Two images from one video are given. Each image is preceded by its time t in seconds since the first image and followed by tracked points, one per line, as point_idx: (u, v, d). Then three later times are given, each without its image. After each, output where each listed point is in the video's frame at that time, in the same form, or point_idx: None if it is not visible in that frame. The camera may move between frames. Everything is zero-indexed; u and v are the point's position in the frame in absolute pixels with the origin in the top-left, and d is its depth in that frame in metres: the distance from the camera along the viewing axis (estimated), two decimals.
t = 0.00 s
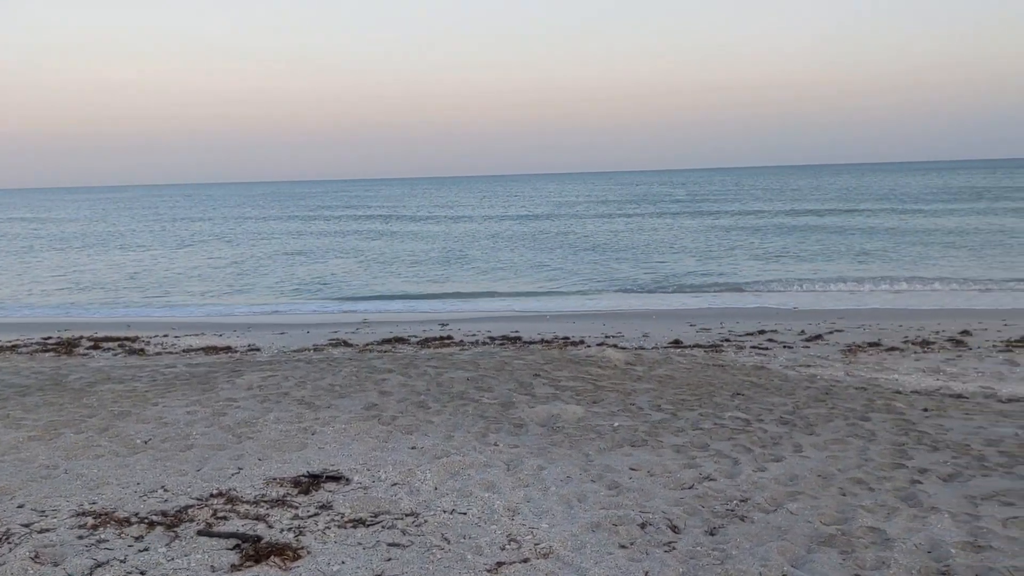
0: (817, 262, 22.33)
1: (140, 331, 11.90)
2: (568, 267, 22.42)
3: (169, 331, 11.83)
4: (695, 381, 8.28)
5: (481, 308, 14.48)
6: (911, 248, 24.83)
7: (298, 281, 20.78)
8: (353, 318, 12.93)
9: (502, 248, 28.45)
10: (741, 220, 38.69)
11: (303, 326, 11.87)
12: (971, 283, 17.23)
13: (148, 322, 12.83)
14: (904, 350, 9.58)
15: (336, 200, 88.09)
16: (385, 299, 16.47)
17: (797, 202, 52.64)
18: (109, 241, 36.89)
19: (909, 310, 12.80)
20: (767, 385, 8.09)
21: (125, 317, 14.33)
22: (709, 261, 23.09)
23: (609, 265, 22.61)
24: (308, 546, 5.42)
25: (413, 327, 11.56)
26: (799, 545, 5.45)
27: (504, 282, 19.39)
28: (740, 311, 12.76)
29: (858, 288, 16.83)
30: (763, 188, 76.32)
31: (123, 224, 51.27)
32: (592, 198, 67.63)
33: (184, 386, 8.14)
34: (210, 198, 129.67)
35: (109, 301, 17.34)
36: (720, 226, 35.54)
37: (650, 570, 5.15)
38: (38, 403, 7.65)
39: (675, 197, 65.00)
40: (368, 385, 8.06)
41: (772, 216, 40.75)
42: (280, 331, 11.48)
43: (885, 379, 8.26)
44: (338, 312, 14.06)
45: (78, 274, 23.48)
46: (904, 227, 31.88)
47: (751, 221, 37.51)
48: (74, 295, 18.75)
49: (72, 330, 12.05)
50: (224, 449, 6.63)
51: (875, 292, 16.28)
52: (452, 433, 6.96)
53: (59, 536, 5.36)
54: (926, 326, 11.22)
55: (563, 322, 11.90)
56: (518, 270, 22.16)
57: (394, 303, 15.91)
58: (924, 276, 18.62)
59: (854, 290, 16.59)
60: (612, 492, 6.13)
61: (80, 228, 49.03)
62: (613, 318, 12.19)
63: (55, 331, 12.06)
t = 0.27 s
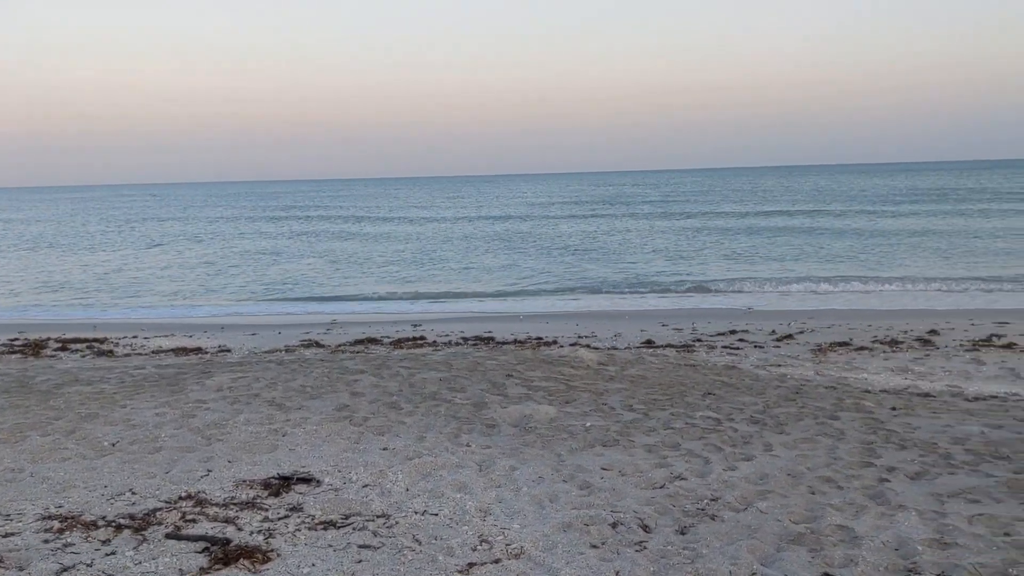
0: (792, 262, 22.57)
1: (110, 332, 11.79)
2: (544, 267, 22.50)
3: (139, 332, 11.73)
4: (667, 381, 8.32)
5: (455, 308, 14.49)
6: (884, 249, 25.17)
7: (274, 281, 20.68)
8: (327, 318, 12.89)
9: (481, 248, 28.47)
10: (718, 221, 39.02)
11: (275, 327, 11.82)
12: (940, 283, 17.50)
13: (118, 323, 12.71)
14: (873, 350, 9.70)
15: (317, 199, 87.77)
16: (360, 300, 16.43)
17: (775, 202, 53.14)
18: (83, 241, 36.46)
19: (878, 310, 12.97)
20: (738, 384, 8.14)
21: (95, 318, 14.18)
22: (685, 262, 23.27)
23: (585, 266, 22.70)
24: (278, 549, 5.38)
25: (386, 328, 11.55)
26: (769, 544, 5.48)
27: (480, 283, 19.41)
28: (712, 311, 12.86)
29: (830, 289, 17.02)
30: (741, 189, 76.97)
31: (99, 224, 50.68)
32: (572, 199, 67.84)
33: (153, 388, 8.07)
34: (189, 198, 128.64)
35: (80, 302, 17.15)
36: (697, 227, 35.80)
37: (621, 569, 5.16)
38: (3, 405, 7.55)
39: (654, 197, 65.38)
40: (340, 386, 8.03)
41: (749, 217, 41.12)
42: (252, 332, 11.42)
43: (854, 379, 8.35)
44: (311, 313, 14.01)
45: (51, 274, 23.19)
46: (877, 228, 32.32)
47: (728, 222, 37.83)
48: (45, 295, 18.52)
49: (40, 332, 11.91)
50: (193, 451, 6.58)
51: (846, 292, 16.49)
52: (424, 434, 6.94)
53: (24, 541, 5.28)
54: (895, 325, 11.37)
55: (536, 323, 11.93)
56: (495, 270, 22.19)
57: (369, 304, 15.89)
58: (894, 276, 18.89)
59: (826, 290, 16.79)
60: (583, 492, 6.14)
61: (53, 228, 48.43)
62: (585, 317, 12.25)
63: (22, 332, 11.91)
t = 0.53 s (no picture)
0: (766, 262, 22.76)
1: (77, 332, 11.65)
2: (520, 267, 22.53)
3: (107, 333, 11.60)
4: (638, 380, 8.35)
5: (428, 308, 14.48)
6: (857, 249, 25.48)
7: (248, 281, 20.52)
8: (298, 318, 12.82)
9: (459, 248, 28.44)
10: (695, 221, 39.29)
11: (246, 327, 11.75)
12: (910, 283, 17.75)
13: (86, 323, 12.56)
14: (841, 348, 9.80)
15: (297, 199, 87.29)
16: (334, 300, 16.36)
17: (752, 202, 53.58)
18: (55, 241, 35.96)
19: (847, 309, 13.12)
20: (709, 383, 8.18)
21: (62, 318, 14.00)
22: (660, 262, 23.39)
23: (562, 266, 22.76)
24: (246, 551, 5.33)
25: (358, 328, 11.52)
26: (738, 542, 5.51)
27: (456, 283, 19.40)
28: (684, 311, 12.94)
29: (802, 288, 17.21)
30: (720, 189, 77.53)
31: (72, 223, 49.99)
32: (553, 198, 67.96)
33: (120, 389, 7.98)
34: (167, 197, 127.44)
35: (50, 302, 16.91)
36: (674, 227, 36.02)
37: (591, 568, 5.16)
38: None
39: (634, 197, 65.67)
40: (310, 386, 7.99)
41: (725, 217, 41.43)
42: (222, 333, 11.34)
43: (822, 377, 8.43)
44: (283, 313, 13.92)
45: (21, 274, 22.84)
46: (850, 228, 32.71)
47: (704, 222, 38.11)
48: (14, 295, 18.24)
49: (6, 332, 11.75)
50: (161, 453, 6.51)
51: (818, 291, 16.66)
52: (395, 434, 6.92)
53: None
54: (864, 324, 11.50)
55: (508, 322, 11.94)
56: (471, 270, 22.19)
57: (342, 304, 15.83)
58: (865, 276, 19.13)
59: (797, 290, 16.96)
60: (554, 492, 6.14)
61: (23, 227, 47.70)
62: (558, 317, 12.28)
63: None
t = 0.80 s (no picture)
0: (740, 263, 22.95)
1: (45, 333, 11.51)
2: (498, 267, 22.57)
3: (76, 334, 11.48)
4: (610, 380, 8.38)
5: (402, 308, 14.46)
6: (832, 249, 25.79)
7: (223, 282, 20.37)
8: (270, 318, 12.76)
9: (438, 249, 28.42)
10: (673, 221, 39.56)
11: (217, 327, 11.68)
12: (881, 283, 18.00)
13: (53, 323, 12.41)
14: (811, 348, 9.90)
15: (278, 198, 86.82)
16: (309, 300, 16.30)
17: (731, 203, 54.01)
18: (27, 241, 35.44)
19: (818, 308, 13.27)
20: (680, 382, 8.23)
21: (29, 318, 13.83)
22: (634, 262, 23.51)
23: (539, 266, 22.82)
24: (214, 553, 5.28)
25: (330, 328, 11.49)
26: (707, 541, 5.53)
27: (433, 283, 19.40)
28: (657, 310, 13.02)
29: (775, 288, 17.38)
30: (699, 189, 78.11)
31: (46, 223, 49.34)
32: (534, 198, 68.09)
33: (88, 390, 7.90)
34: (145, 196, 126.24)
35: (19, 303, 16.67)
36: (653, 227, 36.23)
37: (561, 568, 5.17)
38: None
39: (615, 198, 65.95)
40: (280, 387, 7.95)
41: (703, 217, 41.74)
42: (192, 334, 11.27)
43: (792, 377, 8.51)
44: (256, 314, 13.85)
45: None
46: (826, 229, 33.10)
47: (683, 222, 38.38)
48: None
49: None
50: (128, 455, 6.45)
51: (789, 292, 16.82)
52: (366, 435, 6.89)
53: None
54: (834, 323, 11.63)
55: (482, 322, 11.96)
56: (448, 270, 22.19)
57: (316, 304, 15.78)
58: (838, 276, 19.37)
59: (771, 289, 17.14)
60: (525, 492, 6.14)
61: None
62: (531, 317, 12.32)
63: None
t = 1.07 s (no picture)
0: (714, 263, 23.14)
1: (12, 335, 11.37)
2: (474, 268, 22.60)
3: (44, 335, 11.36)
4: (583, 380, 8.40)
5: (378, 309, 14.45)
6: (807, 249, 26.09)
7: (199, 283, 20.24)
8: (242, 319, 12.71)
9: (418, 249, 28.42)
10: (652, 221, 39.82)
11: (188, 329, 11.61)
12: (854, 283, 18.25)
13: (20, 325, 12.27)
14: (782, 348, 10.00)
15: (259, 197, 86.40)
16: (283, 301, 16.24)
17: (710, 203, 54.43)
18: None
19: (790, 308, 13.42)
20: (652, 382, 8.28)
21: None
22: (610, 262, 23.64)
23: (517, 267, 22.90)
24: (182, 557, 5.22)
25: (302, 329, 11.47)
26: (678, 540, 5.55)
27: (408, 283, 19.38)
28: (629, 310, 13.11)
29: (750, 288, 17.56)
30: (680, 189, 78.62)
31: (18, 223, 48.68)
32: (516, 199, 68.23)
33: (55, 393, 7.82)
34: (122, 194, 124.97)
35: None
36: (632, 227, 36.45)
37: (532, 569, 5.16)
38: None
39: (596, 198, 66.24)
40: (251, 389, 7.91)
41: (682, 217, 42.03)
42: (163, 335, 11.20)
43: (763, 376, 8.58)
44: (230, 315, 13.77)
45: None
46: (802, 229, 33.48)
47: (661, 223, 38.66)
48: None
49: None
50: (96, 459, 6.38)
51: (761, 292, 16.99)
52: (337, 436, 6.87)
53: None
54: (805, 323, 11.75)
55: (456, 323, 11.98)
56: (427, 271, 22.20)
57: (292, 305, 15.73)
58: (811, 276, 19.61)
59: (746, 289, 17.31)
60: (497, 492, 6.13)
61: None
62: (506, 317, 12.36)
63: None
